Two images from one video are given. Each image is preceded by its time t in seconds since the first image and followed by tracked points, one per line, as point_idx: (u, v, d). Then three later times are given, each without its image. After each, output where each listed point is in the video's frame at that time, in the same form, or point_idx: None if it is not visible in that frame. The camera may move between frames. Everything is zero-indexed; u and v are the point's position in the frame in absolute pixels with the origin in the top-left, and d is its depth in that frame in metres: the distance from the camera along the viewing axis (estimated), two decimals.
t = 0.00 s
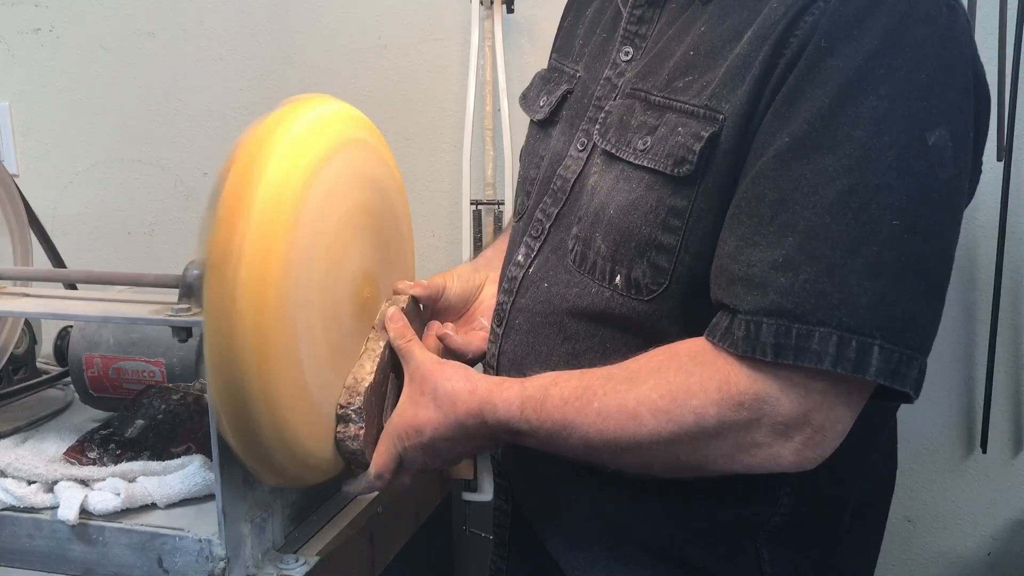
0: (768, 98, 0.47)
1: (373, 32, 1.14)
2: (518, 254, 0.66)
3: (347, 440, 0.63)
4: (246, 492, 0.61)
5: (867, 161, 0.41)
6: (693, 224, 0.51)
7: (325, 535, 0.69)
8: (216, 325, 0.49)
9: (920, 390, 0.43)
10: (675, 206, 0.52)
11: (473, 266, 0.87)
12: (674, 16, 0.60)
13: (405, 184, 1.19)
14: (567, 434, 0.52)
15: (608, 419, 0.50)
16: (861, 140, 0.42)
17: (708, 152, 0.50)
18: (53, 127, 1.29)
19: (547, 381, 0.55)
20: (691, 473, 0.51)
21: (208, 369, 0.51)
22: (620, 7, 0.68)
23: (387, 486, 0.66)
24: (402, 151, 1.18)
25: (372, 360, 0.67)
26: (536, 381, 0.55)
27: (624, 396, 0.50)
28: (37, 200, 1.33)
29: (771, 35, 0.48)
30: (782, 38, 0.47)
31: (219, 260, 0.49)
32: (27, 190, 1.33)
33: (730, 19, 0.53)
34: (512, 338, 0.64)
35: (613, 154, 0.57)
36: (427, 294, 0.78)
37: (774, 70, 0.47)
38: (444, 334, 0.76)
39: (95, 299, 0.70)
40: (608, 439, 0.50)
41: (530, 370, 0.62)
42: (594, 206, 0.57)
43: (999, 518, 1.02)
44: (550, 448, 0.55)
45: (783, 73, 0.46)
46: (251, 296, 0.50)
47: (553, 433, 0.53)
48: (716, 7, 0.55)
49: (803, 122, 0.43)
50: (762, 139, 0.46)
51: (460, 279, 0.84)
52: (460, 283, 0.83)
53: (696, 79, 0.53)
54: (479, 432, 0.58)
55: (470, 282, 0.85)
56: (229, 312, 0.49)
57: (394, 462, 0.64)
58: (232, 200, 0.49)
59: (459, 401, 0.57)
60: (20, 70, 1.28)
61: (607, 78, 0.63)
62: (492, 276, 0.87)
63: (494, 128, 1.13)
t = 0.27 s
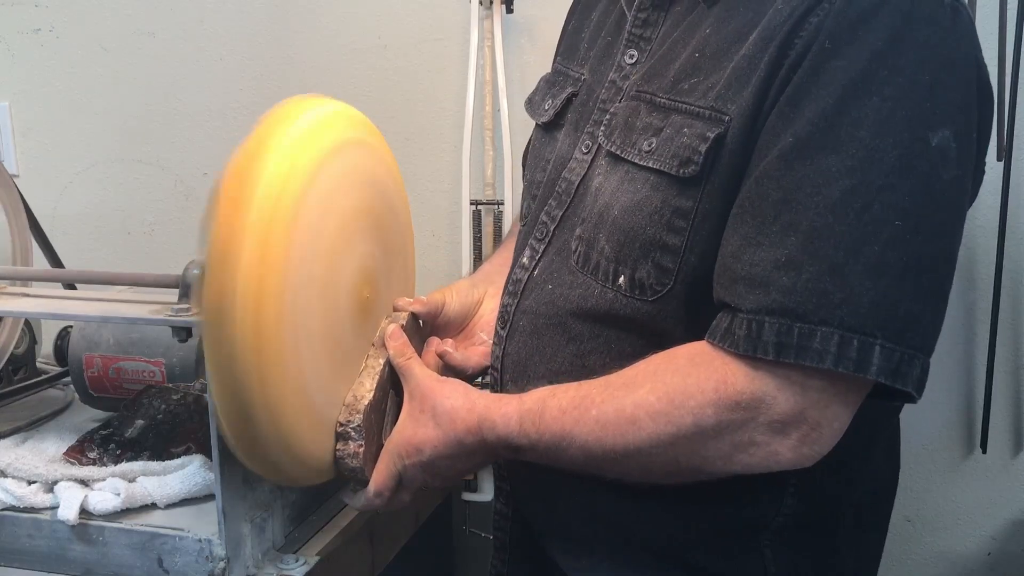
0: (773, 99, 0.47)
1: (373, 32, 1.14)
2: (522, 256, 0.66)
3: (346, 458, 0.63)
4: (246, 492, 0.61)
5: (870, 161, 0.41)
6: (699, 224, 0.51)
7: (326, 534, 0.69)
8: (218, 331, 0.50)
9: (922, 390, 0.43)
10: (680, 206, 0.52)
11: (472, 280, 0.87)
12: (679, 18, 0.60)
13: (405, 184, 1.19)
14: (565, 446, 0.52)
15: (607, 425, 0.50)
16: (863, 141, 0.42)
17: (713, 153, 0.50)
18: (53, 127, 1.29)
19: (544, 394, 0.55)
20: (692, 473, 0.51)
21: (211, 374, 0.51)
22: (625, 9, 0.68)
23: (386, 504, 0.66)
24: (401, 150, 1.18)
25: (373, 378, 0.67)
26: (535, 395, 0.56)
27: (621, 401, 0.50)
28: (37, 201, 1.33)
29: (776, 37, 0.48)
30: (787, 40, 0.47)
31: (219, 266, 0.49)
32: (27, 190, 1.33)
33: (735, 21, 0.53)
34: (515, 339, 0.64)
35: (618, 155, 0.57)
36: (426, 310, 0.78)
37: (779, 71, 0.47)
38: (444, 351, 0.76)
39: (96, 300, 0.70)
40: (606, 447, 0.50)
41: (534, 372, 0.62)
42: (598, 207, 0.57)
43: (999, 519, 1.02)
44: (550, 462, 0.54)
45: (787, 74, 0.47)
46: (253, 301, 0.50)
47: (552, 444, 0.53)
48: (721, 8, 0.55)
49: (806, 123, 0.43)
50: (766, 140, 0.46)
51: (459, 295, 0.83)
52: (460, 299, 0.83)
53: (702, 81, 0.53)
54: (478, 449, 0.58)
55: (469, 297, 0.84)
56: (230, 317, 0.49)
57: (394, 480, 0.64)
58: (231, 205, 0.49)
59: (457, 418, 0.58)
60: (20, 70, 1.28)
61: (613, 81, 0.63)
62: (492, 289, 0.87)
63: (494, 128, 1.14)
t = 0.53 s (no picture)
0: (773, 100, 0.47)
1: (373, 32, 1.14)
2: (523, 258, 0.66)
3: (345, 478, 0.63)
4: (246, 492, 0.61)
5: (867, 163, 0.41)
6: (699, 226, 0.51)
7: (326, 534, 0.69)
8: (217, 337, 0.50)
9: (918, 394, 0.43)
10: (680, 209, 0.52)
11: (469, 296, 0.86)
12: (680, 19, 0.60)
13: (405, 184, 1.19)
14: (561, 461, 0.52)
15: (602, 435, 0.50)
16: (861, 143, 0.42)
17: (713, 155, 0.50)
18: (53, 127, 1.29)
19: (541, 409, 0.55)
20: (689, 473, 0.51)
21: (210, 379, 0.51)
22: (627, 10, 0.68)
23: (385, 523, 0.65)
24: (402, 150, 1.18)
25: (371, 399, 0.66)
26: (530, 412, 0.55)
27: (615, 410, 0.50)
28: (37, 200, 1.33)
29: (775, 38, 0.48)
30: (786, 42, 0.47)
31: (217, 272, 0.49)
32: (27, 190, 1.33)
33: (735, 22, 0.53)
34: (515, 341, 0.64)
35: (619, 157, 0.57)
36: (424, 328, 0.77)
37: (778, 72, 0.47)
38: (442, 370, 0.75)
39: (96, 300, 0.70)
40: (602, 457, 0.50)
41: (534, 374, 0.62)
42: (598, 209, 0.57)
43: (1000, 519, 1.02)
44: (548, 477, 0.54)
45: (786, 75, 0.47)
46: (251, 307, 0.50)
47: (548, 460, 0.53)
48: (721, 10, 0.55)
49: (804, 124, 0.43)
50: (763, 141, 0.46)
51: (457, 312, 0.83)
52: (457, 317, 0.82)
53: (702, 82, 0.53)
54: (477, 469, 0.57)
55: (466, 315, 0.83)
56: (229, 322, 0.49)
57: (392, 500, 0.63)
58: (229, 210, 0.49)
59: (455, 437, 0.57)
60: (20, 70, 1.28)
61: (613, 82, 0.63)
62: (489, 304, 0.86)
63: (494, 128, 1.14)
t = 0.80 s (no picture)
0: (767, 99, 0.47)
1: (373, 32, 1.14)
2: (522, 257, 0.66)
3: (348, 489, 0.63)
4: (246, 492, 0.61)
5: (859, 163, 0.41)
6: (696, 226, 0.51)
7: (326, 534, 0.69)
8: (217, 341, 0.50)
9: (911, 393, 0.43)
10: (677, 209, 0.52)
11: (469, 305, 0.85)
12: (678, 18, 0.60)
13: (405, 184, 1.19)
14: (559, 468, 0.52)
15: (598, 441, 0.50)
16: (854, 142, 0.42)
17: (708, 155, 0.50)
18: (53, 127, 1.29)
19: (538, 417, 0.55)
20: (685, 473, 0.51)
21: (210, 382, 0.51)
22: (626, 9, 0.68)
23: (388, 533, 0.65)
24: (402, 150, 1.18)
25: (375, 410, 0.67)
26: (527, 421, 0.55)
27: (610, 415, 0.50)
28: (37, 200, 1.33)
29: (769, 37, 0.48)
30: (779, 42, 0.47)
31: (217, 275, 0.49)
32: (27, 190, 1.33)
33: (732, 20, 0.53)
34: (516, 341, 0.64)
35: (616, 157, 0.57)
36: (426, 339, 0.77)
37: (772, 72, 0.47)
38: (444, 383, 0.75)
39: (95, 300, 0.70)
40: (599, 463, 0.50)
41: (535, 374, 0.62)
42: (597, 209, 0.57)
43: (999, 519, 1.02)
44: (547, 485, 0.54)
45: (780, 74, 0.47)
46: (252, 310, 0.50)
47: (547, 467, 0.52)
48: (718, 9, 0.55)
49: (798, 123, 0.43)
50: (758, 140, 0.46)
51: (457, 321, 0.82)
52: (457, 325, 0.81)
53: (698, 82, 0.53)
54: (478, 480, 0.57)
55: (466, 324, 0.82)
56: (229, 325, 0.49)
57: (394, 511, 0.63)
58: (229, 214, 0.49)
59: (456, 447, 0.57)
60: (19, 71, 1.28)
61: (612, 81, 0.63)
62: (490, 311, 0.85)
63: (494, 128, 1.14)
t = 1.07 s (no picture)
0: (769, 93, 0.47)
1: (373, 31, 1.14)
2: (525, 255, 0.66)
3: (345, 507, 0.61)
4: (246, 491, 0.61)
5: (858, 157, 0.41)
6: (699, 221, 0.51)
7: (326, 535, 0.69)
8: (219, 345, 0.50)
9: (910, 388, 0.43)
10: (681, 204, 0.52)
11: (468, 314, 0.84)
12: (680, 15, 0.60)
13: (405, 184, 1.20)
14: (556, 476, 0.52)
15: (592, 447, 0.50)
16: (853, 137, 0.42)
17: (712, 150, 0.50)
18: (53, 127, 1.29)
19: (532, 430, 0.55)
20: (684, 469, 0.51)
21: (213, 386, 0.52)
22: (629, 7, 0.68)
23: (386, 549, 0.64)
24: (402, 150, 1.18)
25: (370, 428, 0.65)
26: (522, 433, 0.56)
27: (603, 420, 0.50)
28: (37, 201, 1.33)
29: (771, 32, 0.48)
30: (780, 36, 0.47)
31: (218, 280, 0.49)
32: (27, 190, 1.33)
33: (734, 16, 0.53)
34: (520, 338, 0.64)
35: (620, 153, 0.57)
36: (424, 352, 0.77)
37: (772, 66, 0.47)
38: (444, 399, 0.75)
39: (95, 299, 0.70)
40: (595, 470, 0.50)
41: (539, 371, 0.62)
42: (600, 205, 0.57)
43: (999, 518, 1.02)
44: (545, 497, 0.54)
45: (781, 68, 0.47)
46: (253, 314, 0.50)
47: (544, 477, 0.52)
48: (721, 5, 0.55)
49: (797, 118, 0.43)
50: (758, 134, 0.46)
51: (455, 331, 0.81)
52: (456, 336, 0.81)
53: (701, 77, 0.53)
54: (477, 496, 0.57)
55: (465, 333, 0.82)
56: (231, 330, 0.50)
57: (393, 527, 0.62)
58: (228, 218, 0.49)
59: (451, 461, 0.57)
60: (20, 71, 1.28)
61: (617, 78, 0.63)
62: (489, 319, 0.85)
63: (494, 127, 1.14)
